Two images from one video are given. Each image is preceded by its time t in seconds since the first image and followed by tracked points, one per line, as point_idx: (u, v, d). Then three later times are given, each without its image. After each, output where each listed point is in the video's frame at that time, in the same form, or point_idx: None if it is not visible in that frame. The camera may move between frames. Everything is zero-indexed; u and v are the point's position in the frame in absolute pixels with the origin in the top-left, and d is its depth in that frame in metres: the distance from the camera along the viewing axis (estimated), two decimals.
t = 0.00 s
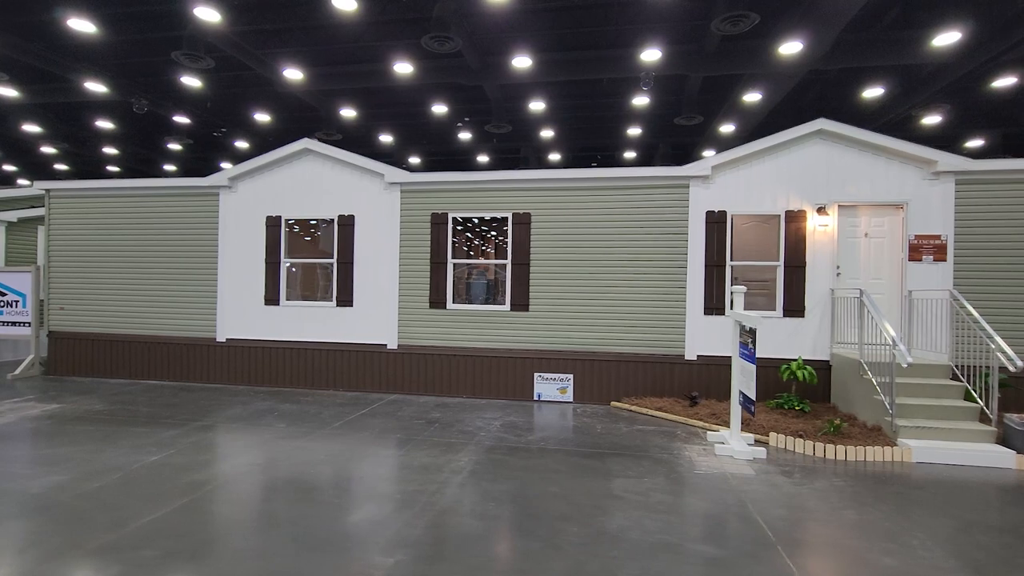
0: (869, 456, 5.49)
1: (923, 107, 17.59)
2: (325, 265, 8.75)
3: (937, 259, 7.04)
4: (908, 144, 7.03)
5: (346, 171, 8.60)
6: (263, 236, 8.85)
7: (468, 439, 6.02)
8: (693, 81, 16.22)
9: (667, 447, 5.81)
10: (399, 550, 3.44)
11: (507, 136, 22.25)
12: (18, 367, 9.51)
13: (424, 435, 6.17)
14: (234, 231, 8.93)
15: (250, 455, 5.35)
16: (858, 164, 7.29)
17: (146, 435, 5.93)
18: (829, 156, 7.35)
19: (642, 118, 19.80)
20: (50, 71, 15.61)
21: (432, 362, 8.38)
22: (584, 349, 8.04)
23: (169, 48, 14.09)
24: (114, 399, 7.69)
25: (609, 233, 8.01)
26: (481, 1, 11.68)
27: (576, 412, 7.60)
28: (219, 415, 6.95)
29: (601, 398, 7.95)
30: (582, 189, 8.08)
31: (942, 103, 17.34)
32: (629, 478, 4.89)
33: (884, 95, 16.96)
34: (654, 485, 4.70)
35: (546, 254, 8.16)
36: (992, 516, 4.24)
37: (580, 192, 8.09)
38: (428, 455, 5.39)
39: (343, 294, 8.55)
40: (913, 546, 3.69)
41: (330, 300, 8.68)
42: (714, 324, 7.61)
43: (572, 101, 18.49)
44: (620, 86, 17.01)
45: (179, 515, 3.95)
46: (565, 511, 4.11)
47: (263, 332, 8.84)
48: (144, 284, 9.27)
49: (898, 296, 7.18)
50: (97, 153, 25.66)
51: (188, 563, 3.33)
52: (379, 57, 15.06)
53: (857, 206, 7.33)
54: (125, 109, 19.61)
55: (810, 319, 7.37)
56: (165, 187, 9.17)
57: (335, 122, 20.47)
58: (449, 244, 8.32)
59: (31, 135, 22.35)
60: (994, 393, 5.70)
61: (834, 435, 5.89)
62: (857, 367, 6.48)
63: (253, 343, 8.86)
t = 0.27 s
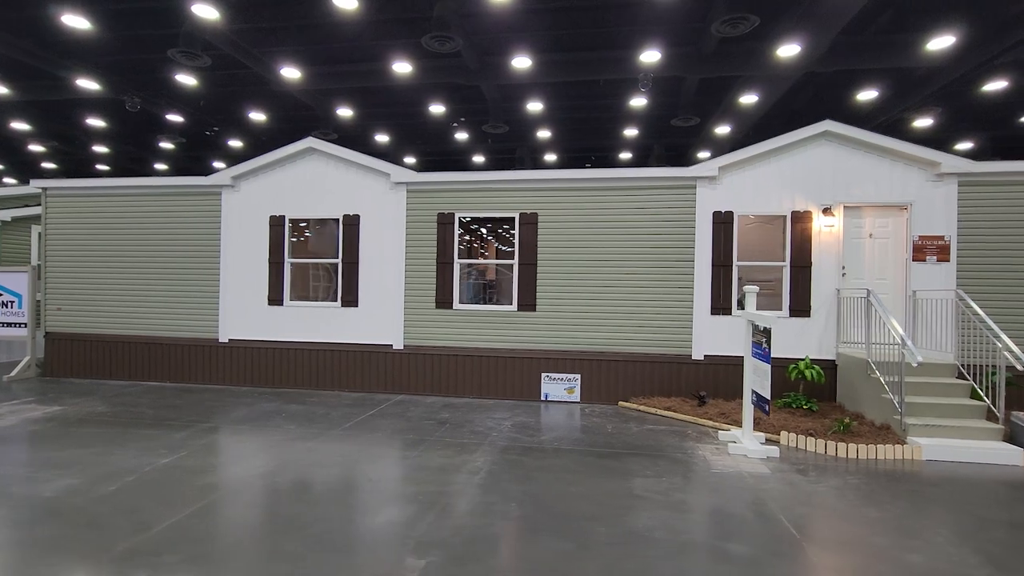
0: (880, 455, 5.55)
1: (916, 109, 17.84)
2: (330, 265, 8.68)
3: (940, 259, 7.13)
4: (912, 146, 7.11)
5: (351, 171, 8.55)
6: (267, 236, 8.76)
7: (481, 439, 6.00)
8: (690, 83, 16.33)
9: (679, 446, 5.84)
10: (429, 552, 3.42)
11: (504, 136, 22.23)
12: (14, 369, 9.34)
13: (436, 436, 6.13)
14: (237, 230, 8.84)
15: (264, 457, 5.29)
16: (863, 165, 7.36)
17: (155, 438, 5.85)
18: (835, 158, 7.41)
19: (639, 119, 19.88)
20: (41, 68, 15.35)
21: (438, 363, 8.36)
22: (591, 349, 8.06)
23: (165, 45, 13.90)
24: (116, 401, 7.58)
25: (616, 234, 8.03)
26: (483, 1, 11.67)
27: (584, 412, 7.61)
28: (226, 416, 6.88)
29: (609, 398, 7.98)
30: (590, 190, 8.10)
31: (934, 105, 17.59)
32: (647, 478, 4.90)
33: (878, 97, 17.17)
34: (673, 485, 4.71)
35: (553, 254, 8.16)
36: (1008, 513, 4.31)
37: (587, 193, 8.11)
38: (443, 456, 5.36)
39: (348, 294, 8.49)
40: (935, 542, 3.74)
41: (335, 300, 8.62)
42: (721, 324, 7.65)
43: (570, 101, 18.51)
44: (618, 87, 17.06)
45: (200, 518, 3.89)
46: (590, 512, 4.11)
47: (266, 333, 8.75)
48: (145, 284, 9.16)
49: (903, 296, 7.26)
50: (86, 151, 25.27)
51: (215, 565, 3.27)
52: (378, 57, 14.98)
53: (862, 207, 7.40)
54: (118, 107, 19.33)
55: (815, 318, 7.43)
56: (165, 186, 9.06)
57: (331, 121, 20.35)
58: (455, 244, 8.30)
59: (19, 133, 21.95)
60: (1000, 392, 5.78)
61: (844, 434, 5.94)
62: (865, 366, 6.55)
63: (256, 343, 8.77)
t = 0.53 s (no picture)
0: (891, 455, 5.60)
1: (908, 113, 18.09)
2: (335, 267, 8.62)
3: (944, 261, 7.24)
4: (916, 149, 7.21)
5: (357, 171, 8.49)
6: (270, 237, 8.68)
7: (494, 442, 5.98)
8: (687, 85, 16.42)
9: (693, 447, 5.86)
10: (460, 557, 3.38)
11: (500, 137, 22.21)
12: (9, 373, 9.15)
13: (448, 438, 6.10)
14: (240, 231, 8.75)
15: (278, 461, 5.22)
16: (868, 168, 7.45)
17: (164, 443, 5.75)
18: (840, 161, 7.50)
19: (636, 120, 19.96)
20: (32, 66, 15.08)
21: (444, 365, 8.33)
22: (599, 351, 8.06)
23: (160, 43, 13.71)
24: (118, 404, 7.46)
25: (623, 236, 8.05)
26: (485, 2, 11.65)
27: (592, 414, 7.61)
28: (233, 419, 6.80)
29: (617, 399, 7.99)
30: (597, 191, 8.11)
31: (926, 109, 17.84)
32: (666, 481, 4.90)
33: (872, 100, 17.38)
34: (693, 487, 4.72)
35: (560, 255, 8.16)
36: None
37: (594, 194, 8.12)
38: (459, 459, 5.33)
39: (354, 296, 8.44)
40: (958, 542, 3.78)
41: (340, 302, 8.56)
42: (729, 325, 7.69)
43: (567, 102, 18.54)
44: (616, 89, 17.11)
45: (222, 525, 3.82)
46: (615, 516, 4.09)
47: (270, 335, 8.67)
48: (145, 286, 9.03)
49: (907, 297, 7.35)
50: (75, 150, 24.86)
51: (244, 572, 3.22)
52: (377, 57, 14.91)
53: (867, 210, 7.49)
54: (109, 105, 19.04)
55: (821, 320, 7.50)
56: (166, 187, 8.93)
57: (327, 121, 20.20)
58: (462, 245, 8.28)
59: (7, 131, 21.55)
60: (1007, 392, 5.86)
61: (855, 435, 6.00)
62: (872, 367, 6.61)
63: (259, 345, 8.68)
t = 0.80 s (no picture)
0: (901, 454, 5.67)
1: (900, 116, 18.34)
2: (340, 267, 8.56)
3: (947, 263, 7.34)
4: (919, 152, 7.31)
5: (362, 172, 8.45)
6: (274, 237, 8.61)
7: (507, 443, 5.97)
8: (684, 87, 16.52)
9: (706, 448, 5.89)
10: (494, 561, 3.36)
11: (497, 138, 22.20)
12: (5, 375, 8.98)
13: (461, 439, 6.08)
14: (243, 231, 8.66)
15: (293, 463, 5.17)
16: (872, 171, 7.54)
17: (174, 446, 5.67)
18: (844, 163, 7.58)
19: (632, 122, 20.04)
20: (23, 63, 14.82)
21: (451, 366, 8.30)
22: (606, 352, 8.08)
23: (155, 41, 13.53)
24: (121, 407, 7.35)
25: (630, 237, 8.08)
26: (487, 2, 11.62)
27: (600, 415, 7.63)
28: (241, 422, 6.73)
29: (624, 400, 8.01)
30: (604, 193, 8.14)
31: (918, 112, 18.10)
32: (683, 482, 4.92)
33: (866, 103, 17.60)
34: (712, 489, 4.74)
35: (567, 256, 8.18)
36: None
37: (600, 195, 8.15)
38: (475, 460, 5.32)
39: (359, 297, 8.39)
40: (978, 540, 3.83)
41: (345, 303, 8.51)
42: (735, 326, 7.73)
43: (565, 103, 18.57)
44: (613, 90, 17.18)
45: (246, 528, 3.78)
46: (639, 517, 4.11)
47: (274, 336, 8.59)
48: (146, 287, 8.92)
49: (910, 298, 7.44)
50: (64, 149, 24.47)
51: None
52: (375, 57, 14.85)
53: (871, 211, 7.58)
54: (100, 103, 18.77)
55: (826, 320, 7.57)
56: (168, 186, 8.83)
57: (323, 121, 20.06)
58: (469, 246, 8.26)
59: None
60: (1013, 391, 5.95)
61: (864, 434, 6.06)
62: (878, 367, 6.68)
63: (263, 347, 8.60)
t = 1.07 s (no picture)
0: (911, 452, 5.74)
1: (893, 119, 18.59)
2: (345, 267, 8.51)
3: (949, 263, 7.45)
4: (923, 154, 7.41)
5: (368, 171, 8.41)
6: (279, 237, 8.54)
7: (522, 443, 5.98)
8: (681, 89, 16.63)
9: (719, 447, 5.93)
10: (525, 560, 3.36)
11: (494, 139, 22.20)
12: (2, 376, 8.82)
13: (475, 439, 6.08)
14: (247, 231, 8.59)
15: (309, 464, 5.13)
16: (876, 172, 7.63)
17: (185, 447, 5.61)
18: (849, 164, 7.66)
19: (629, 123, 20.13)
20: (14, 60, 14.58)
21: (457, 366, 8.29)
22: (613, 351, 8.11)
23: (152, 38, 13.37)
24: (125, 409, 7.25)
25: (637, 237, 8.11)
26: (489, 2, 11.59)
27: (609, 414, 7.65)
28: (250, 423, 6.67)
29: (631, 399, 8.04)
30: (611, 193, 8.16)
31: (910, 115, 18.36)
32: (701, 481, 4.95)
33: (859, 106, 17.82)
34: (730, 488, 4.77)
35: (575, 256, 8.19)
36: None
37: (608, 196, 8.17)
38: (492, 460, 5.32)
39: (365, 297, 8.35)
40: (998, 536, 3.90)
41: (350, 303, 8.46)
42: (742, 326, 7.79)
43: (562, 104, 18.61)
44: (611, 92, 17.25)
45: (272, 529, 3.74)
46: (663, 516, 4.12)
47: (279, 337, 8.53)
48: (148, 287, 8.81)
49: (914, 298, 7.54)
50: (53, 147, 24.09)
51: None
52: (374, 56, 14.78)
53: (875, 212, 7.67)
54: (92, 101, 18.50)
55: (831, 320, 7.65)
56: (170, 185, 8.72)
57: (319, 120, 19.93)
58: (476, 246, 8.26)
59: None
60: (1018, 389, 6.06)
61: (872, 432, 6.14)
62: (885, 366, 6.76)
63: (268, 347, 8.53)
